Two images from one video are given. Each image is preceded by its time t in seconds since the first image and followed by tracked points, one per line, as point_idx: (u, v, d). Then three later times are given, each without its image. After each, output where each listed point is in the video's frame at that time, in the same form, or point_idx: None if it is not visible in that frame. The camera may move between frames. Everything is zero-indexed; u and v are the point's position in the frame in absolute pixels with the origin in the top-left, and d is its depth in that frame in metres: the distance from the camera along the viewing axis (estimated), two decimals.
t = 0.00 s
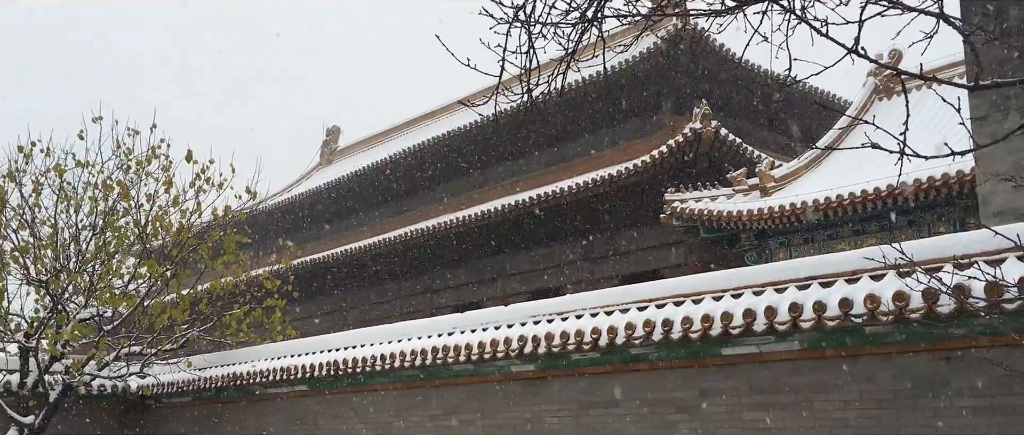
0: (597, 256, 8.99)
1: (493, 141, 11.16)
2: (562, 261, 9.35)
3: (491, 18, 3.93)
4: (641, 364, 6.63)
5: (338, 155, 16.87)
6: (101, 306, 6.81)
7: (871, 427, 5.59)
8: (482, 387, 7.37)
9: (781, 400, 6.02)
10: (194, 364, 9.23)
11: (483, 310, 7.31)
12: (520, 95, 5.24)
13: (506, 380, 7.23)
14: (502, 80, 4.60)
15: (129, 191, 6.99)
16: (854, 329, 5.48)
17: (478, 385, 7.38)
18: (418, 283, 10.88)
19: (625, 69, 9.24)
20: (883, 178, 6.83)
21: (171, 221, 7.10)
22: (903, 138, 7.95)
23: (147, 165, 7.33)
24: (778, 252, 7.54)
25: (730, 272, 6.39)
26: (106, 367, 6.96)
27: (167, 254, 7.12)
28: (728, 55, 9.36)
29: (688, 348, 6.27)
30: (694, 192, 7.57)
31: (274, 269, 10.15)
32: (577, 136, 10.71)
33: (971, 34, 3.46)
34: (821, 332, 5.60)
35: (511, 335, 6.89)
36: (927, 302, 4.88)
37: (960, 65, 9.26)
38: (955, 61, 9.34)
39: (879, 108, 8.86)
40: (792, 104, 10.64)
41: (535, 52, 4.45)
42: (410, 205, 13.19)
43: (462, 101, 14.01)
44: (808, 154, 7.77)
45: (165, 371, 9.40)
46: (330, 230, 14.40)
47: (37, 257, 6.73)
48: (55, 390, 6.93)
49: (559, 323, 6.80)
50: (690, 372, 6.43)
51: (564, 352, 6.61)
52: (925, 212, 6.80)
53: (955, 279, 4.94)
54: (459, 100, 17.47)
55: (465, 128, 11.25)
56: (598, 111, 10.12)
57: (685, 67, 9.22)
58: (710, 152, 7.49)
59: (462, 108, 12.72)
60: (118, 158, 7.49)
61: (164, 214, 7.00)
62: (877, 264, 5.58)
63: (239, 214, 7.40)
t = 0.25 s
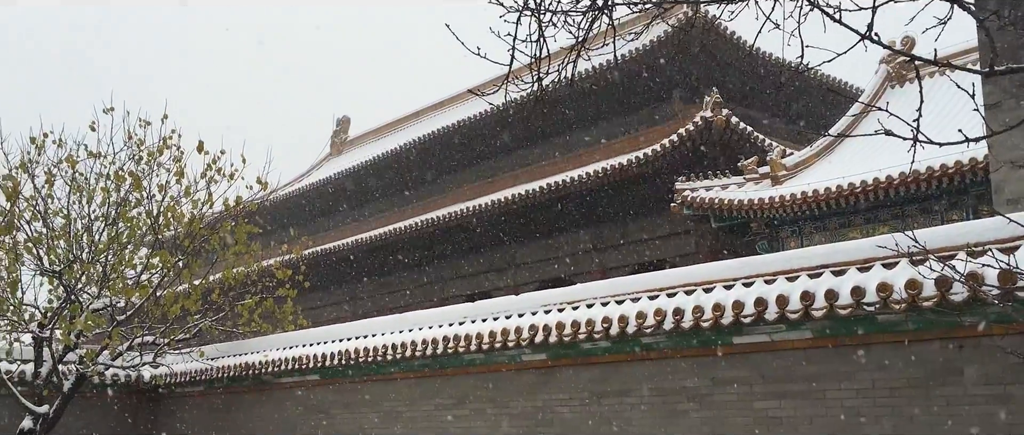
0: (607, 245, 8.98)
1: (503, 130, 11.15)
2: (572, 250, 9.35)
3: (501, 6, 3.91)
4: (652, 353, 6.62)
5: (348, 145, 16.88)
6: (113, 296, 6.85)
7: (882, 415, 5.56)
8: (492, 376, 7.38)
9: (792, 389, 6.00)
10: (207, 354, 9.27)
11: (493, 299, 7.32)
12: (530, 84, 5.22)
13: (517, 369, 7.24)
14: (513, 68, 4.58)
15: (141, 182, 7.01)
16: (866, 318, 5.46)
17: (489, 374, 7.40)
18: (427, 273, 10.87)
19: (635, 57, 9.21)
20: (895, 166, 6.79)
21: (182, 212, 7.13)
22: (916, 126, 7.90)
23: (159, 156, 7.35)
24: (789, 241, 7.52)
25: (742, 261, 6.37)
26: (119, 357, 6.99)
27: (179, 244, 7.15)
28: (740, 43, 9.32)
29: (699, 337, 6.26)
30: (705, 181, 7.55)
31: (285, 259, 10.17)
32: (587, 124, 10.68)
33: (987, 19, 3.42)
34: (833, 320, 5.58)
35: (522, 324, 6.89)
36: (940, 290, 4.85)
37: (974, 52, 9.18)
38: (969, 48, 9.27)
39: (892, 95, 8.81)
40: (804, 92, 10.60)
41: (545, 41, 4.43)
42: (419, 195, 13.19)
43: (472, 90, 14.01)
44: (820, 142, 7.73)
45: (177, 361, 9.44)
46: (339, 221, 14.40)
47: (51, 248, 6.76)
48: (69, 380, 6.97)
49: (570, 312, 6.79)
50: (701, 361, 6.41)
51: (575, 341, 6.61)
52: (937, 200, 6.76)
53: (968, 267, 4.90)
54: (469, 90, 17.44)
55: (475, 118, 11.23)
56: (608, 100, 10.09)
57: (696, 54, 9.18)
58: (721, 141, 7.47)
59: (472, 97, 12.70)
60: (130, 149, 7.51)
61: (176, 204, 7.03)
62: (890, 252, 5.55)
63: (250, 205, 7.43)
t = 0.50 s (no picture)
0: (617, 235, 8.98)
1: (513, 120, 11.14)
2: (582, 241, 9.34)
3: None
4: (663, 344, 6.61)
5: (359, 136, 16.90)
6: (126, 287, 6.88)
7: (895, 405, 5.53)
8: (504, 367, 7.39)
9: (803, 379, 5.97)
10: (220, 345, 9.32)
11: (504, 289, 7.32)
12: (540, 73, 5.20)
13: (528, 359, 7.25)
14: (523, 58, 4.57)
15: (153, 174, 7.04)
16: (878, 307, 5.43)
17: (500, 364, 7.41)
18: (437, 264, 10.88)
19: (646, 47, 9.19)
20: (907, 155, 6.75)
21: (194, 203, 7.16)
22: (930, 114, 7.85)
23: (170, 148, 7.37)
24: (800, 231, 7.49)
25: (753, 250, 6.35)
26: (132, 348, 7.03)
27: (191, 236, 7.18)
28: (752, 31, 9.28)
29: (711, 327, 6.24)
30: (716, 170, 7.53)
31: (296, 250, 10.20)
32: (598, 114, 10.67)
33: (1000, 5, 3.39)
34: (845, 309, 5.56)
35: (533, 314, 6.89)
36: (953, 279, 4.83)
37: (988, 39, 9.11)
38: (982, 35, 9.21)
39: (905, 83, 8.76)
40: (814, 80, 10.56)
41: (555, 30, 4.41)
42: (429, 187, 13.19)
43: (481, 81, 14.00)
44: (832, 130, 7.70)
45: (191, 352, 9.49)
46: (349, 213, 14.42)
47: (64, 239, 6.80)
48: (83, 371, 7.01)
49: (581, 302, 6.79)
50: (713, 351, 6.40)
51: (585, 331, 6.60)
52: (950, 189, 6.72)
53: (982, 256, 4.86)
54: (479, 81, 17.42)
55: (485, 108, 11.23)
56: (618, 90, 10.07)
57: (707, 43, 9.15)
58: (732, 130, 7.45)
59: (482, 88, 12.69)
60: (142, 141, 7.53)
61: (187, 196, 7.06)
62: (903, 241, 5.52)
63: (262, 196, 7.46)
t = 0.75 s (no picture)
0: (627, 225, 8.97)
1: (522, 111, 11.13)
2: (592, 231, 9.34)
3: None
4: (673, 334, 6.60)
5: (368, 127, 16.89)
6: (138, 279, 6.91)
7: (906, 394, 5.51)
8: (514, 357, 7.40)
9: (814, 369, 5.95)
10: (231, 336, 9.35)
11: (514, 280, 7.32)
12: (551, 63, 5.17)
13: (538, 349, 7.25)
14: (534, 47, 4.55)
15: (164, 165, 7.05)
16: (890, 296, 5.41)
17: (511, 354, 7.42)
18: (447, 255, 10.89)
19: (657, 36, 9.16)
20: (918, 144, 6.71)
21: (205, 195, 7.17)
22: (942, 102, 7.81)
23: (181, 140, 7.38)
24: (812, 220, 7.47)
25: (764, 240, 6.33)
26: (145, 338, 7.07)
27: (202, 227, 7.21)
28: (763, 19, 9.24)
29: (721, 316, 6.23)
30: (727, 160, 7.50)
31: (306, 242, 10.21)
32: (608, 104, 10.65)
33: None
34: (857, 299, 5.53)
35: (544, 304, 6.89)
36: (966, 268, 4.80)
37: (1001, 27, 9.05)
38: (996, 23, 9.14)
39: (917, 71, 8.71)
40: (825, 69, 10.51)
41: (566, 19, 4.39)
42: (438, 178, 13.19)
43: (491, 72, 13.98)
44: (844, 119, 7.66)
45: (203, 343, 9.53)
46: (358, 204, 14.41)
47: (76, 231, 6.83)
48: (96, 362, 7.05)
49: (591, 292, 6.79)
50: (723, 341, 6.38)
51: (596, 321, 6.60)
52: (962, 178, 6.69)
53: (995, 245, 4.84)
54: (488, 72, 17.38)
55: (494, 99, 11.21)
56: (629, 79, 10.05)
57: (718, 32, 9.12)
58: (743, 119, 7.43)
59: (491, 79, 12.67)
60: (153, 133, 7.54)
61: (198, 188, 7.08)
62: (915, 230, 5.49)
63: (272, 188, 7.47)
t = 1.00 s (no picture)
0: (636, 215, 8.97)
1: (531, 101, 11.13)
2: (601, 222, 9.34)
3: None
4: (682, 324, 6.60)
5: (377, 119, 16.91)
6: (149, 270, 6.94)
7: (916, 384, 5.50)
8: (523, 347, 7.42)
9: (824, 358, 5.94)
10: (242, 327, 9.40)
11: (523, 270, 7.33)
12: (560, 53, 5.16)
13: (547, 339, 7.27)
14: (543, 36, 4.54)
15: (174, 157, 7.08)
16: (900, 285, 5.39)
17: (520, 344, 7.43)
18: (456, 246, 10.91)
19: (666, 25, 9.14)
20: (929, 132, 6.68)
21: (215, 186, 7.20)
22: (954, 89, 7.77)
23: (191, 132, 7.40)
24: (821, 210, 7.46)
25: (774, 230, 6.32)
26: (156, 329, 7.11)
27: (213, 218, 7.23)
28: (773, 8, 9.21)
29: (731, 306, 6.22)
30: (736, 149, 7.49)
31: (316, 233, 10.24)
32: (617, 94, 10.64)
33: None
34: (867, 288, 5.52)
35: (553, 294, 6.90)
36: (977, 256, 4.78)
37: (1013, 14, 8.99)
38: (1007, 10, 9.09)
39: (928, 59, 8.67)
40: (835, 58, 10.47)
41: (575, 8, 4.38)
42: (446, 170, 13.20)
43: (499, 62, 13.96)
44: (854, 108, 7.63)
45: (213, 334, 9.58)
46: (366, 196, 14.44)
47: (88, 223, 6.86)
48: (108, 353, 7.10)
49: (600, 282, 6.79)
50: (732, 331, 6.37)
51: (605, 311, 6.60)
52: (973, 167, 6.65)
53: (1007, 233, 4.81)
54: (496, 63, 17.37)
55: (503, 90, 11.21)
56: (638, 69, 10.04)
57: (728, 21, 9.10)
58: (752, 109, 7.42)
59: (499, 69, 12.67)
60: (163, 125, 7.56)
61: (208, 179, 7.11)
62: (926, 219, 5.47)
63: (282, 179, 7.49)
